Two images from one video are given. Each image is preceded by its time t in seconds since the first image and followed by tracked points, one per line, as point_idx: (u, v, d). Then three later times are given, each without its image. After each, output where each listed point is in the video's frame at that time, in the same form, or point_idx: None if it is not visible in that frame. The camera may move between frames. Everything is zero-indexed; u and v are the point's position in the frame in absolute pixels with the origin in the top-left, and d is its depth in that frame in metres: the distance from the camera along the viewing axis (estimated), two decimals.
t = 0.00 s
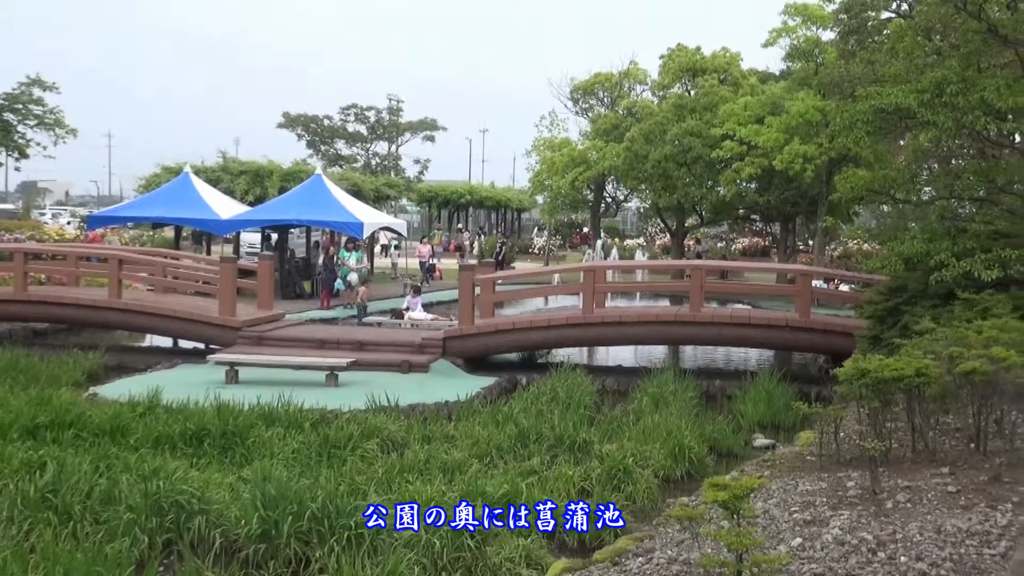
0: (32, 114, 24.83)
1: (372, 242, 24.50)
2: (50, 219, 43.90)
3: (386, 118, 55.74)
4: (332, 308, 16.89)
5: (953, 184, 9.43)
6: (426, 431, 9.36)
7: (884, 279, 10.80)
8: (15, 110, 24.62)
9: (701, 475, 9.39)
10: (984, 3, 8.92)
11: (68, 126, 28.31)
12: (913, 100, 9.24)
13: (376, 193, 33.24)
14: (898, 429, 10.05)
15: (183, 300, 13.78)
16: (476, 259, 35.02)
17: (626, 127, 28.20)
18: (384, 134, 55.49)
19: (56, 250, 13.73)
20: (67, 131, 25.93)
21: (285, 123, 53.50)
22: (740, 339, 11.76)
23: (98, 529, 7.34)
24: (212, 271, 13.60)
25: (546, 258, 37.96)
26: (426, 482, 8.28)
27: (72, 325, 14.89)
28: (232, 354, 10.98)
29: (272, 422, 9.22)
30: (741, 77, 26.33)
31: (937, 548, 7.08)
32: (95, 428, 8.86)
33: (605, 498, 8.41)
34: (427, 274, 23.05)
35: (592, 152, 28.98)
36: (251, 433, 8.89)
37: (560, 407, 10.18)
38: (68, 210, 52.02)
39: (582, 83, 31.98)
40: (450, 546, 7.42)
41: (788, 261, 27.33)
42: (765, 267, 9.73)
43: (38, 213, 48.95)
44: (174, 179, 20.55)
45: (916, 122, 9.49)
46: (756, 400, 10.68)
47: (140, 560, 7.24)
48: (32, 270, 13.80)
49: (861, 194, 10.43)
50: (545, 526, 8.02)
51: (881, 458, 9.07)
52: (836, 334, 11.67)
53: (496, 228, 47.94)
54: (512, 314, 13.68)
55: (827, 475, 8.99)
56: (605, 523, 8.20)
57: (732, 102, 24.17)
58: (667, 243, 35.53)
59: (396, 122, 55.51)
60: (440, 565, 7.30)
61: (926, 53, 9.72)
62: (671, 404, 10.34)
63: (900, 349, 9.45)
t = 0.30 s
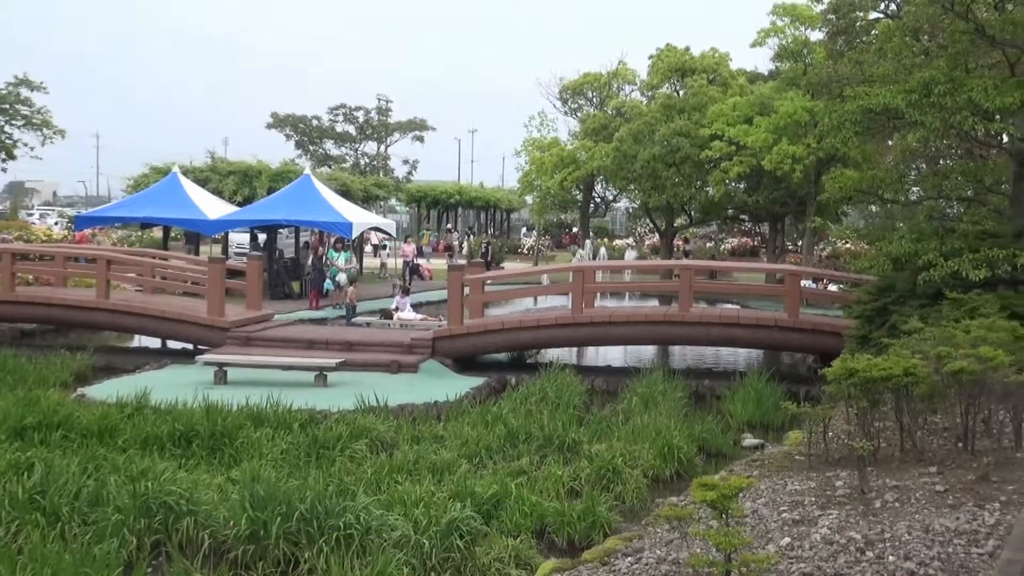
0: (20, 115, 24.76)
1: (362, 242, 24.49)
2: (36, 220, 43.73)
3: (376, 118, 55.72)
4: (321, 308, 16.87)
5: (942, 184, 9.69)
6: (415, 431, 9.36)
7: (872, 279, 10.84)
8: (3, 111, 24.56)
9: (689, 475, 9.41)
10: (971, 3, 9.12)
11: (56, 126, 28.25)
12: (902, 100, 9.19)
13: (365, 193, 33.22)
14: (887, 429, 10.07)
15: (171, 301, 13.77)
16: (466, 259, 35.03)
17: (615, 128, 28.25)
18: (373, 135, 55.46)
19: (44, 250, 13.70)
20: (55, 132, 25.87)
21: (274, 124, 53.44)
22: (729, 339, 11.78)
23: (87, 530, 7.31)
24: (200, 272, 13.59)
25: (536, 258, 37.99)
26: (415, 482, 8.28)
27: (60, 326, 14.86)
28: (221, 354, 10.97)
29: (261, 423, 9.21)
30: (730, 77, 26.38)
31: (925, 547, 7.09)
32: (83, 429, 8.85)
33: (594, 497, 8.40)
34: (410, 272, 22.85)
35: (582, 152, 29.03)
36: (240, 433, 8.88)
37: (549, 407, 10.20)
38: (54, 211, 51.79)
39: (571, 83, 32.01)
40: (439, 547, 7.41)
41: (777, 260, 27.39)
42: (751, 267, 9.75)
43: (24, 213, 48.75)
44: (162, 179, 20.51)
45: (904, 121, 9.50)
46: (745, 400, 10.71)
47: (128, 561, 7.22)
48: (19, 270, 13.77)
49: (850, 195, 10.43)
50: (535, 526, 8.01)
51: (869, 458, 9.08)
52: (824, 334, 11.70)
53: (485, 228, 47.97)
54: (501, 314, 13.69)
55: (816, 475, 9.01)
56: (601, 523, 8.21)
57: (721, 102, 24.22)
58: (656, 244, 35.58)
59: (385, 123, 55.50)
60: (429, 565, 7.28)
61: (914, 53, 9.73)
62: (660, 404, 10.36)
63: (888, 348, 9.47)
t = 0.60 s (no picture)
0: (9, 115, 24.69)
1: (352, 242, 24.48)
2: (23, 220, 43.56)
3: (366, 118, 55.72)
4: (310, 308, 16.86)
5: (931, 184, 9.75)
6: (405, 431, 9.36)
7: (861, 280, 10.87)
8: None
9: (679, 475, 9.42)
10: (960, 5, 9.19)
11: (45, 126, 28.18)
12: (892, 100, 9.18)
13: (355, 193, 33.22)
14: (876, 429, 10.10)
15: (160, 301, 13.75)
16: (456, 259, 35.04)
17: (604, 128, 28.29)
18: (363, 135, 55.44)
19: (33, 250, 13.67)
20: (44, 133, 25.79)
21: (264, 124, 53.40)
22: (718, 339, 11.81)
23: (75, 530, 7.27)
24: (190, 272, 13.58)
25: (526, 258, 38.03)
26: (404, 483, 8.27)
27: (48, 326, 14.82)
28: (210, 354, 10.96)
29: (251, 423, 9.21)
30: (720, 78, 26.43)
31: (914, 547, 7.09)
32: (72, 429, 8.83)
33: (584, 497, 8.40)
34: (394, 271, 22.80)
35: (572, 152, 29.09)
36: (229, 433, 8.88)
37: (539, 407, 10.21)
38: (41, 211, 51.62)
39: (561, 83, 32.04)
40: (428, 547, 7.40)
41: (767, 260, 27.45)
42: (740, 267, 9.77)
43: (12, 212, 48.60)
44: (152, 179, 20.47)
45: (894, 122, 9.51)
46: (735, 401, 10.73)
47: (117, 562, 7.20)
48: (8, 270, 13.74)
49: (839, 196, 10.46)
50: (524, 525, 8.01)
51: (858, 458, 9.10)
52: (813, 334, 11.73)
53: (475, 228, 48.02)
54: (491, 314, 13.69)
55: (805, 475, 9.02)
56: (591, 523, 8.19)
57: (711, 103, 24.27)
58: (646, 244, 35.65)
59: (375, 123, 55.50)
60: (418, 566, 7.26)
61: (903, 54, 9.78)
62: (650, 404, 10.38)
63: (877, 349, 9.49)
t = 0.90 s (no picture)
0: None
1: (341, 242, 24.45)
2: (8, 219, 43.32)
3: (355, 117, 55.67)
4: (300, 308, 16.84)
5: (920, 183, 9.78)
6: (395, 431, 9.35)
7: (850, 279, 10.89)
8: None
9: (669, 474, 9.43)
10: (949, 4, 9.22)
11: (33, 125, 28.10)
12: (881, 100, 9.16)
13: (345, 192, 33.18)
14: (866, 427, 10.12)
15: (149, 301, 13.72)
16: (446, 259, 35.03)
17: (594, 128, 28.32)
18: (352, 134, 55.38)
19: (21, 250, 13.63)
20: (32, 132, 25.71)
21: (254, 123, 53.34)
22: (708, 338, 11.82)
23: (63, 531, 7.24)
24: (179, 272, 13.55)
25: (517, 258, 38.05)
26: (394, 482, 8.26)
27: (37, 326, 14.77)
28: (199, 354, 10.94)
29: (240, 423, 9.20)
30: (710, 77, 26.46)
31: (902, 545, 7.11)
32: (61, 429, 8.81)
33: (573, 497, 8.40)
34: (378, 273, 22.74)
35: (562, 152, 29.14)
36: (219, 433, 8.86)
37: (529, 406, 10.22)
38: (26, 210, 51.37)
39: (551, 83, 32.03)
40: (418, 546, 7.40)
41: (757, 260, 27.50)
42: (728, 266, 9.78)
43: None
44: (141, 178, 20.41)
45: (883, 122, 9.48)
46: (724, 400, 10.74)
47: (105, 562, 7.17)
48: None
49: (829, 195, 10.47)
50: (514, 525, 8.01)
51: (848, 456, 9.12)
52: (802, 334, 11.75)
53: (464, 228, 48.03)
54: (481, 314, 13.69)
55: (795, 473, 9.04)
56: (581, 523, 8.19)
57: (700, 102, 24.30)
58: (636, 243, 35.69)
59: (365, 122, 55.46)
60: (408, 565, 7.26)
61: (892, 53, 9.84)
62: (640, 403, 10.40)
63: (866, 347, 9.51)
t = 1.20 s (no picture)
0: None
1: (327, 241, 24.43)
2: None
3: (342, 116, 55.61)
4: (286, 307, 16.81)
5: (906, 181, 9.82)
6: (381, 430, 9.36)
7: (835, 276, 10.92)
8: None
9: (655, 472, 9.44)
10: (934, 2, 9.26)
11: (16, 124, 28.00)
12: (866, 98, 9.16)
13: (331, 191, 33.15)
14: (852, 424, 10.15)
15: (134, 300, 13.69)
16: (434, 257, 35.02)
17: (581, 126, 28.36)
18: (339, 132, 55.30)
19: (6, 249, 13.58)
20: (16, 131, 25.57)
21: (240, 121, 53.22)
22: (695, 336, 11.85)
23: (47, 531, 7.22)
24: (164, 271, 13.53)
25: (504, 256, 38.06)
26: (380, 481, 8.26)
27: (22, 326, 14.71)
28: (184, 354, 10.92)
29: (226, 422, 9.19)
30: (696, 75, 26.49)
31: (888, 542, 7.13)
32: (45, 429, 8.79)
33: (560, 495, 8.40)
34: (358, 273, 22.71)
35: (549, 150, 29.20)
36: (204, 432, 8.85)
37: (516, 404, 10.25)
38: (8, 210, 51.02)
39: (538, 81, 32.00)
40: (405, 545, 7.39)
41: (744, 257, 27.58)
42: (711, 265, 9.80)
43: None
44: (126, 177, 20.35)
45: (869, 120, 9.41)
46: (711, 397, 10.77)
47: (90, 563, 7.15)
48: None
49: (814, 193, 10.50)
50: (500, 523, 8.01)
51: (834, 454, 9.14)
52: (788, 331, 11.78)
53: (451, 226, 48.01)
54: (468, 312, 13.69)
55: (781, 471, 9.06)
56: (568, 520, 8.19)
57: (687, 100, 24.32)
58: (623, 241, 35.75)
59: (351, 120, 55.42)
60: (394, 564, 7.26)
61: (878, 52, 9.92)
62: (628, 399, 10.50)
63: (852, 344, 9.53)
